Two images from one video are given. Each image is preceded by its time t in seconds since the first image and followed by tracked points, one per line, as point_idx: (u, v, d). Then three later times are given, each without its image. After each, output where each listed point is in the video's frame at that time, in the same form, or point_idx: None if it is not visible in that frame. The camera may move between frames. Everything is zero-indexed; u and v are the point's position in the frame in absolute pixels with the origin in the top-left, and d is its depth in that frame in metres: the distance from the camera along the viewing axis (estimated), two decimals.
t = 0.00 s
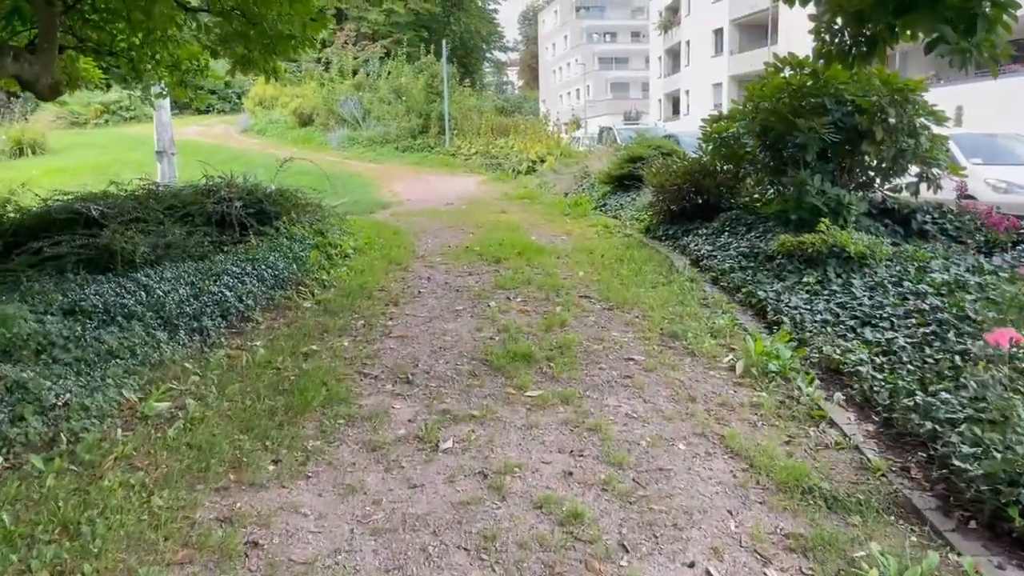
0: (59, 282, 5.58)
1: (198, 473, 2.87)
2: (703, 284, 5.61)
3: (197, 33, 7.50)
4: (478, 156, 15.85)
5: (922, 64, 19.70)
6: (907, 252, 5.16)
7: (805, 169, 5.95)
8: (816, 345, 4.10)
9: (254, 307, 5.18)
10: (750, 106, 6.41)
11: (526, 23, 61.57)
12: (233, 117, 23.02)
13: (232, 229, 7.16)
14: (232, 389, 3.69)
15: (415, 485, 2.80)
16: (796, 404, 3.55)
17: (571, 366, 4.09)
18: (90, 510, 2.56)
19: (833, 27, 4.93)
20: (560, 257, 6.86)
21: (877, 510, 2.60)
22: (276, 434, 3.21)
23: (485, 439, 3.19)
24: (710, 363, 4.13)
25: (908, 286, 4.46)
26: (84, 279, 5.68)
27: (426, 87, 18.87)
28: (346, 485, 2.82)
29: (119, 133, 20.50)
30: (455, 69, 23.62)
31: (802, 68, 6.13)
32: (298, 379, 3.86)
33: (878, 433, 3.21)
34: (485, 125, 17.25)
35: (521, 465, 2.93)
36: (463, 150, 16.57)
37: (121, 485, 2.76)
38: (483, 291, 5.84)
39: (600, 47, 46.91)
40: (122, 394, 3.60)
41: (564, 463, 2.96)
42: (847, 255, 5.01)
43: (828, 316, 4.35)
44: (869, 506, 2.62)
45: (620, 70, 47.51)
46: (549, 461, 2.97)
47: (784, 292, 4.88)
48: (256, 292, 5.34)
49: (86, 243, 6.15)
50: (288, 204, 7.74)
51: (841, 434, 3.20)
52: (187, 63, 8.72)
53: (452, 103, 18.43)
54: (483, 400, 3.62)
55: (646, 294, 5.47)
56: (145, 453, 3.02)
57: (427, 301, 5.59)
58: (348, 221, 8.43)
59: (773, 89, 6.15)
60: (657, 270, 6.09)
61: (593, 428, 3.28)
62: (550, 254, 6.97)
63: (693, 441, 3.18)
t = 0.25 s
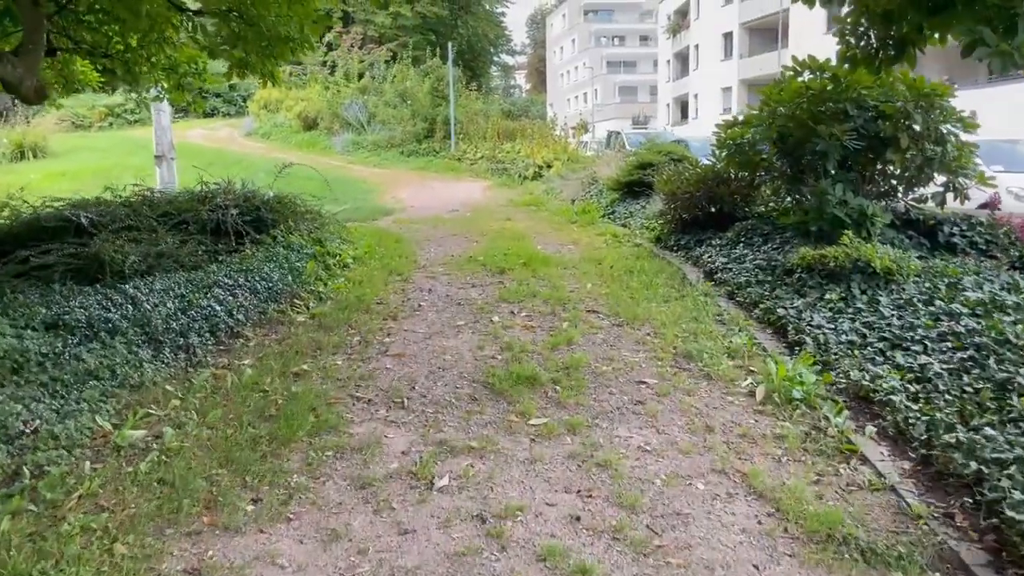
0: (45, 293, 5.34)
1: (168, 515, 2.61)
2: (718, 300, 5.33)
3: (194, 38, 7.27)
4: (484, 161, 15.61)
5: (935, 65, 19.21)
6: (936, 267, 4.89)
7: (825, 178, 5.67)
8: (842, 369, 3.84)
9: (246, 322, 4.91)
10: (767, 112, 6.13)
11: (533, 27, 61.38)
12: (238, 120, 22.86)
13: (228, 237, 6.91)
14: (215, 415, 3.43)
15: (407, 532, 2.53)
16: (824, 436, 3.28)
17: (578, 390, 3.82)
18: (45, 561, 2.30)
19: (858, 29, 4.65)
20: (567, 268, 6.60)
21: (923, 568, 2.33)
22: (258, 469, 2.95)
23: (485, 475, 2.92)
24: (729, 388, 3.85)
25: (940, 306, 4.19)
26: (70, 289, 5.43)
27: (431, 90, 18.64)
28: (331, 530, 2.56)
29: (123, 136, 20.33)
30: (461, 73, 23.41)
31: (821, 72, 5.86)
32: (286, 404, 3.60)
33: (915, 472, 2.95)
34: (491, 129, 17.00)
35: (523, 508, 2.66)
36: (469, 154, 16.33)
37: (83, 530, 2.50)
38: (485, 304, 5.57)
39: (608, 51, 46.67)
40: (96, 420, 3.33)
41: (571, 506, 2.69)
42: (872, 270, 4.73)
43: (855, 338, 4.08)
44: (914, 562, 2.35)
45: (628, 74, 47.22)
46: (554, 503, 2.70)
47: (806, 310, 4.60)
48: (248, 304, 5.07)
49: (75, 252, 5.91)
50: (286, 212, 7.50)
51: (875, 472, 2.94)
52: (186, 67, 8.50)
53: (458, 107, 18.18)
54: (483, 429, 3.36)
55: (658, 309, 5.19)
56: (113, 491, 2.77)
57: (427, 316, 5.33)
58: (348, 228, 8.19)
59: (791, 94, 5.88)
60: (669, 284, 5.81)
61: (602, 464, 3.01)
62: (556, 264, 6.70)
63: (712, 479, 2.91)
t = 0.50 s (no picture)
0: (33, 301, 5.14)
1: (140, 551, 2.40)
2: (733, 310, 5.10)
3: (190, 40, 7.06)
4: (490, 164, 15.40)
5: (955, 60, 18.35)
6: (964, 279, 4.64)
7: (844, 184, 5.43)
8: (868, 389, 3.60)
9: (239, 331, 4.68)
10: (782, 115, 5.90)
11: (541, 30, 61.24)
12: (243, 123, 22.73)
13: (225, 243, 6.71)
14: (200, 436, 3.22)
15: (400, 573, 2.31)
16: (852, 464, 3.05)
17: (586, 409, 3.59)
18: None
19: (882, 28, 4.42)
20: (574, 276, 6.38)
21: None
22: (241, 498, 2.73)
23: (486, 507, 2.70)
24: (747, 409, 3.62)
25: (971, 321, 3.95)
26: (59, 297, 5.24)
27: (437, 93, 18.45)
28: (316, 570, 2.34)
29: (127, 138, 20.22)
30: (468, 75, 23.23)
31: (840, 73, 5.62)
32: (277, 423, 3.38)
33: (954, 505, 2.71)
34: (498, 132, 16.79)
35: (527, 546, 2.44)
36: (475, 158, 16.12)
37: (46, 569, 2.29)
38: (489, 314, 5.35)
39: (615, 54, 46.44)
40: (72, 442, 3.11)
41: (580, 543, 2.46)
42: (897, 281, 4.49)
43: (881, 354, 3.84)
44: None
45: (636, 77, 46.98)
46: (561, 540, 2.48)
47: (827, 323, 4.37)
48: (242, 312, 4.84)
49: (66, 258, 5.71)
50: (286, 217, 7.29)
51: (910, 506, 2.70)
52: (185, 69, 8.32)
53: (464, 109, 17.97)
54: (485, 454, 3.13)
55: (669, 321, 4.96)
56: (84, 523, 2.55)
57: (428, 327, 5.10)
58: (350, 233, 7.99)
59: (808, 96, 5.63)
60: (681, 293, 5.58)
61: (613, 494, 2.78)
62: (563, 272, 6.48)
63: (733, 513, 2.68)
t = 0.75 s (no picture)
0: (19, 311, 4.90)
1: None
2: (754, 324, 4.81)
3: (188, 43, 6.83)
4: (498, 168, 15.16)
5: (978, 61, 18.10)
6: (1003, 294, 4.35)
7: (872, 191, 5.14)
8: (909, 415, 3.31)
9: (232, 346, 4.42)
10: (805, 119, 5.61)
11: (549, 33, 61.06)
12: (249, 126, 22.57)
13: (222, 250, 6.46)
14: (182, 466, 2.96)
15: None
16: (898, 502, 2.77)
17: (601, 436, 3.31)
18: None
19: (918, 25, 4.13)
20: (585, 286, 6.11)
21: None
22: (223, 540, 2.47)
23: (493, 553, 2.43)
24: (777, 436, 3.33)
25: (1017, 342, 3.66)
26: (47, 307, 5.00)
27: (444, 95, 18.21)
28: None
29: (133, 141, 20.08)
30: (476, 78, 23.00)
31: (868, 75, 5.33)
32: (267, 450, 3.12)
33: (1016, 554, 2.43)
34: (506, 135, 16.54)
35: None
36: (482, 161, 15.88)
37: None
38: (497, 327, 5.08)
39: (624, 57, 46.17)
40: (44, 472, 2.86)
41: None
42: (933, 296, 4.20)
43: (920, 377, 3.55)
44: None
45: (645, 80, 46.70)
46: None
47: (858, 341, 4.08)
48: (236, 325, 4.58)
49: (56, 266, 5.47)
50: (287, 223, 7.05)
51: (966, 554, 2.42)
52: (185, 71, 8.09)
53: (472, 112, 17.73)
54: (493, 487, 2.86)
55: (687, 336, 4.68)
56: (46, 571, 2.30)
57: (432, 340, 4.84)
58: (353, 240, 7.74)
59: (833, 98, 5.34)
60: (699, 306, 5.30)
61: (634, 537, 2.51)
62: (574, 281, 6.21)
63: (769, 561, 2.40)
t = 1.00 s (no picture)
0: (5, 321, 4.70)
1: None
2: (773, 339, 4.58)
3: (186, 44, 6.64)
4: (503, 171, 14.95)
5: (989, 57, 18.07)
6: None
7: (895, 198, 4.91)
8: (948, 441, 3.08)
9: (225, 361, 4.20)
10: (824, 123, 5.38)
11: (554, 34, 60.87)
12: (253, 127, 22.42)
13: (219, 258, 6.26)
14: (167, 498, 2.74)
15: None
16: (941, 542, 2.53)
17: (615, 463, 3.09)
18: None
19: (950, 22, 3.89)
20: (594, 295, 5.88)
21: None
22: None
23: None
24: (805, 464, 3.10)
25: None
26: (34, 317, 4.80)
27: (449, 97, 18.00)
28: None
29: (135, 143, 19.93)
30: (481, 80, 22.80)
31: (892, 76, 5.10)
32: (258, 479, 2.91)
33: None
34: (512, 137, 16.33)
35: None
36: (488, 164, 15.68)
37: None
38: (503, 340, 4.86)
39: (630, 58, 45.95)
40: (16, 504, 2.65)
41: None
42: (965, 311, 3.97)
43: (956, 400, 3.32)
44: None
45: (651, 82, 46.46)
46: None
47: (886, 358, 3.84)
48: (229, 339, 4.36)
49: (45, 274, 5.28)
50: (286, 230, 6.84)
51: None
52: (184, 73, 7.89)
53: (477, 114, 17.52)
54: (500, 522, 2.64)
55: (703, 351, 4.45)
56: None
57: (435, 354, 4.62)
58: (355, 246, 7.54)
59: (855, 101, 5.11)
60: (714, 318, 5.07)
61: None
62: (583, 291, 5.99)
63: None
